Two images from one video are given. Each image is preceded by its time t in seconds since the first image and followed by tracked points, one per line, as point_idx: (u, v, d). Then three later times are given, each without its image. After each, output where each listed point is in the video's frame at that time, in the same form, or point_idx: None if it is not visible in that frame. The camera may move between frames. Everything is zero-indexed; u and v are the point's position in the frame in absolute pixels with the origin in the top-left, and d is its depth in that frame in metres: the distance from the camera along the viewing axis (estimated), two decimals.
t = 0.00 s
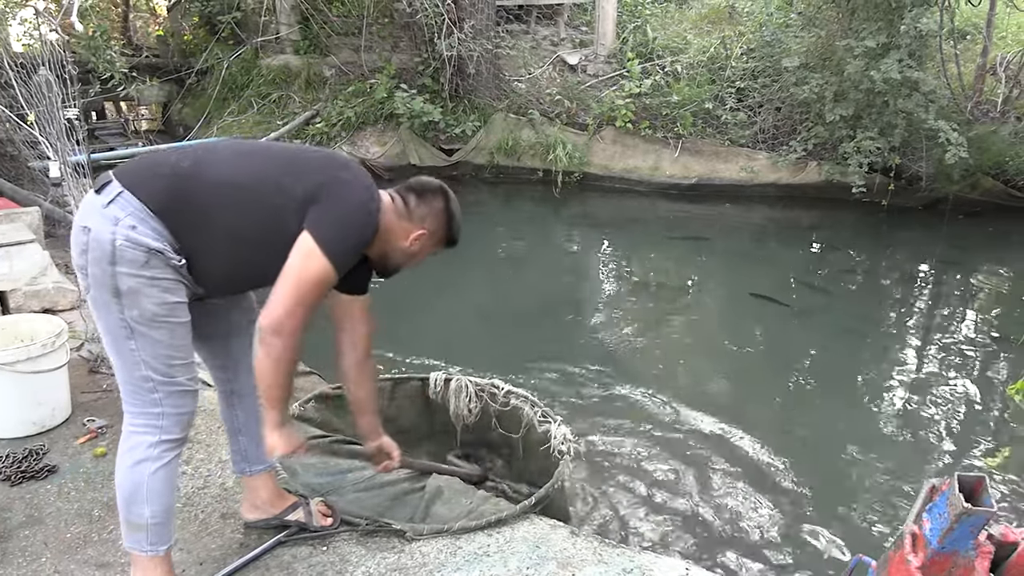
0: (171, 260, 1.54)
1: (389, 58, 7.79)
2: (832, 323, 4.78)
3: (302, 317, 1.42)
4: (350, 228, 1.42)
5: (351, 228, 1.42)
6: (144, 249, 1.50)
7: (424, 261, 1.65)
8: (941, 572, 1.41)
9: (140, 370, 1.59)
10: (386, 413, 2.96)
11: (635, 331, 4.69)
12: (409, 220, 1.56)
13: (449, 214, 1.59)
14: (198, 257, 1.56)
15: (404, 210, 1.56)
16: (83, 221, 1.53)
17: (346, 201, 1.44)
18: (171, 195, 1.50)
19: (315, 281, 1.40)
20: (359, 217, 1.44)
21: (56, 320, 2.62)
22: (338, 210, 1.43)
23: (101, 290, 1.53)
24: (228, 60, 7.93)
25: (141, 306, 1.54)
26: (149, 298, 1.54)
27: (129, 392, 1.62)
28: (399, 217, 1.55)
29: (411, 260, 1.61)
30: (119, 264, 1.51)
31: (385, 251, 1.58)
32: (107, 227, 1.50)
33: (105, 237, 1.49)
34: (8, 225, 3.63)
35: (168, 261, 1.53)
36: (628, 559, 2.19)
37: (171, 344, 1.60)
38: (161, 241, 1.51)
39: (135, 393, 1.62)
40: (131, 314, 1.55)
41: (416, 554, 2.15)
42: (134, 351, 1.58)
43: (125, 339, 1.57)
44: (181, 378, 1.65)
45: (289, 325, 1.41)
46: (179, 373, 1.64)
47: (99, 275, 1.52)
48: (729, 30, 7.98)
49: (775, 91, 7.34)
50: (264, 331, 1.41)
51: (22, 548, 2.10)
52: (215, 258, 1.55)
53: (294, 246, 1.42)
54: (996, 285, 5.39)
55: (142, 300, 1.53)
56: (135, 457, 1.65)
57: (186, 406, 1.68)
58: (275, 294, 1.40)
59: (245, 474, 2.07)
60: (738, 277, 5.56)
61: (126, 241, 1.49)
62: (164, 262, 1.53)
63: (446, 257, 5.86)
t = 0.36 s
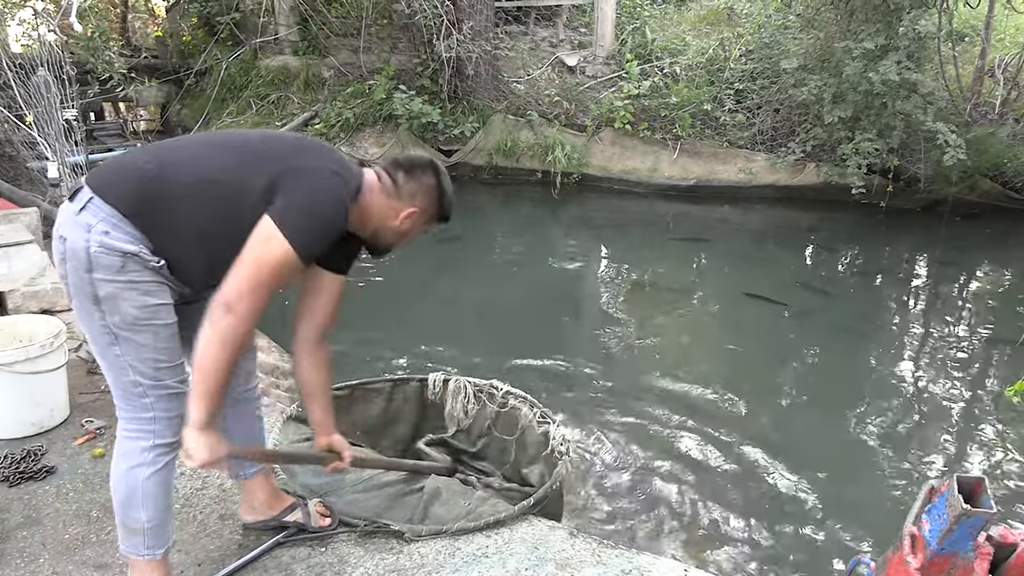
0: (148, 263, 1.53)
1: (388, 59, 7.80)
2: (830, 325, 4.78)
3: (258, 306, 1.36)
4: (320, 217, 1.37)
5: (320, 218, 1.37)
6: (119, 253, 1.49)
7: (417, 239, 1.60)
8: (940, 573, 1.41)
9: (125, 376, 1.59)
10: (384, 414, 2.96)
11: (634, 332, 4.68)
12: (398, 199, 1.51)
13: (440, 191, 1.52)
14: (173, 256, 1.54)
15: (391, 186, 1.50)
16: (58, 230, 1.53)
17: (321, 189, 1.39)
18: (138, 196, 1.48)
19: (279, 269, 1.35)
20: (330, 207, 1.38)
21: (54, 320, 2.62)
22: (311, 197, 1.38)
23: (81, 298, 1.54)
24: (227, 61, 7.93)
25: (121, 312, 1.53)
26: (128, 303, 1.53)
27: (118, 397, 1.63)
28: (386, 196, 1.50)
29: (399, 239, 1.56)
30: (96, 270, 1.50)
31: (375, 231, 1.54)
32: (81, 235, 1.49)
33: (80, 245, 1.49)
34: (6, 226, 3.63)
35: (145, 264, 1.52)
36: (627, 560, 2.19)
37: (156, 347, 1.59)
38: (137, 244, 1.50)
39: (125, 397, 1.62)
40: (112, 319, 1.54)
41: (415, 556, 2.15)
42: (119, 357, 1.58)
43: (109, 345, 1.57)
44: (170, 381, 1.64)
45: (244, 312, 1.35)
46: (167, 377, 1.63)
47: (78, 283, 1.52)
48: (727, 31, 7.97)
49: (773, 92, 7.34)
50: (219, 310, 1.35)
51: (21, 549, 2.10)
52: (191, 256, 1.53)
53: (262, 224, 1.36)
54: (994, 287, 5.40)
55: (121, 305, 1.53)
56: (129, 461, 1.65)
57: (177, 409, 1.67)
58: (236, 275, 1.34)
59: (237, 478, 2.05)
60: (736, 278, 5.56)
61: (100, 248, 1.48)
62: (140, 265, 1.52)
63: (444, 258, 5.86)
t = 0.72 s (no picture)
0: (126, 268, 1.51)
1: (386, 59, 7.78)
2: (827, 324, 4.78)
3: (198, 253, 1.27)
4: (290, 184, 1.35)
5: (290, 185, 1.35)
6: (95, 260, 1.47)
7: (403, 216, 1.63)
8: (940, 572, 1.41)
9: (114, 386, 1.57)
10: (381, 415, 2.96)
11: (631, 332, 4.68)
12: (382, 172, 1.53)
13: (424, 162, 1.56)
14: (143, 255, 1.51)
15: (375, 161, 1.53)
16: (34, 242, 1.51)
17: (294, 155, 1.37)
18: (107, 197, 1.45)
19: (234, 221, 1.29)
20: (299, 173, 1.37)
21: (51, 322, 2.62)
22: (281, 162, 1.36)
23: (62, 309, 1.52)
24: (223, 62, 7.90)
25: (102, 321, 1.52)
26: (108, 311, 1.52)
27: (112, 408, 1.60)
28: (370, 170, 1.53)
29: (384, 217, 1.59)
30: (73, 280, 1.49)
31: (360, 209, 1.56)
32: (54, 245, 1.47)
33: (54, 256, 1.47)
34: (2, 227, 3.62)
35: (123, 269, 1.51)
36: (626, 560, 2.18)
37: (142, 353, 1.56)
38: (111, 250, 1.48)
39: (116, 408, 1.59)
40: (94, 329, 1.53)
41: (413, 556, 2.15)
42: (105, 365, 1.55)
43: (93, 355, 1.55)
44: (161, 391, 1.61)
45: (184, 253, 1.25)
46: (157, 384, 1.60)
47: (57, 295, 1.51)
48: (724, 31, 7.96)
49: (770, 92, 7.34)
50: (157, 246, 1.25)
51: (18, 551, 2.10)
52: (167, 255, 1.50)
53: (222, 176, 1.31)
54: (991, 286, 5.40)
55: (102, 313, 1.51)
56: (122, 472, 1.63)
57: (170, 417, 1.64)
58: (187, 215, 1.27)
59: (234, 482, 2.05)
60: (733, 277, 5.56)
61: (75, 255, 1.47)
62: (118, 271, 1.50)
63: (442, 258, 5.86)
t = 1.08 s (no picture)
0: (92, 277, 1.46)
1: (383, 57, 7.74)
2: (826, 322, 4.77)
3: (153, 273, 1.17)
4: (261, 203, 1.28)
5: (262, 204, 1.28)
6: (58, 271, 1.43)
7: (389, 244, 1.51)
8: (940, 570, 1.41)
9: (89, 396, 1.53)
10: (380, 415, 2.95)
11: (629, 331, 4.67)
12: (362, 202, 1.42)
13: (408, 193, 1.42)
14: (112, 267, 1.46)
15: (354, 189, 1.41)
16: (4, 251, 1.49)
17: (268, 173, 1.31)
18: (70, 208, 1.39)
19: (199, 246, 1.20)
20: (271, 193, 1.29)
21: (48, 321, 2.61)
22: (253, 180, 1.28)
23: (32, 319, 1.50)
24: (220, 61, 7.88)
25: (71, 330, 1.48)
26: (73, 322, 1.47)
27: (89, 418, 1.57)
28: (349, 199, 1.41)
29: (363, 248, 1.47)
30: (38, 290, 1.45)
31: (338, 237, 1.45)
32: (19, 254, 1.44)
33: (19, 266, 1.44)
34: None
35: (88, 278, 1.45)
36: (625, 558, 2.18)
37: (113, 364, 1.51)
38: (75, 260, 1.43)
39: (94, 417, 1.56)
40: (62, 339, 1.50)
41: (412, 555, 2.15)
42: (79, 376, 1.51)
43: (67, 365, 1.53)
44: (139, 396, 1.57)
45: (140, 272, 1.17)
46: (133, 391, 1.56)
47: (26, 305, 1.48)
48: (722, 28, 7.92)
49: (768, 90, 7.31)
50: (117, 264, 1.17)
51: (16, 552, 2.09)
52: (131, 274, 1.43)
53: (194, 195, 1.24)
54: (989, 283, 5.40)
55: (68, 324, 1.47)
56: (106, 481, 1.61)
57: (149, 425, 1.61)
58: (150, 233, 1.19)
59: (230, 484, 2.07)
60: (731, 275, 5.56)
61: (39, 265, 1.43)
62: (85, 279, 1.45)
63: (440, 257, 5.85)
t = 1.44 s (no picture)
0: (82, 278, 1.48)
1: (382, 54, 7.73)
2: (824, 320, 4.77)
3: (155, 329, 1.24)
4: (228, 228, 1.25)
5: (229, 230, 1.25)
6: (47, 274, 1.44)
7: (382, 224, 1.47)
8: (935, 567, 1.42)
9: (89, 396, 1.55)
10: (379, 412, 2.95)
11: (628, 329, 4.67)
12: (345, 188, 1.37)
13: (394, 174, 1.36)
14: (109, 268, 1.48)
15: (335, 176, 1.37)
16: None
17: (230, 193, 1.26)
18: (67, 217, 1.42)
19: (185, 285, 1.23)
20: (236, 214, 1.26)
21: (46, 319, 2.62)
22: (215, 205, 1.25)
23: (26, 324, 1.51)
24: (218, 58, 7.86)
25: (63, 332, 1.49)
26: (65, 324, 1.48)
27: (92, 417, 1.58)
28: (331, 185, 1.37)
29: (355, 230, 1.44)
30: (30, 295, 1.47)
31: (327, 222, 1.42)
32: (9, 259, 1.45)
33: (9, 271, 1.45)
34: None
35: (78, 280, 1.47)
36: (622, 556, 2.18)
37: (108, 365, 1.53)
38: (64, 262, 1.45)
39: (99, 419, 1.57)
40: (57, 342, 1.51)
41: (410, 552, 2.15)
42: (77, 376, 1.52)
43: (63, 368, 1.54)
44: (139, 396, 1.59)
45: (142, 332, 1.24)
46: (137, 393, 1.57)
47: (19, 310, 1.50)
48: (720, 26, 7.91)
49: (767, 87, 7.32)
50: (121, 333, 1.24)
51: (14, 549, 2.09)
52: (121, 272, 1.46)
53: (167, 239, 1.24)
54: (987, 281, 5.40)
55: (61, 327, 1.49)
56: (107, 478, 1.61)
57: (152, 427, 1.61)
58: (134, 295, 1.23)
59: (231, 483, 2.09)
60: (730, 272, 5.56)
61: (28, 269, 1.44)
62: (75, 281, 1.47)
63: (439, 254, 5.85)
